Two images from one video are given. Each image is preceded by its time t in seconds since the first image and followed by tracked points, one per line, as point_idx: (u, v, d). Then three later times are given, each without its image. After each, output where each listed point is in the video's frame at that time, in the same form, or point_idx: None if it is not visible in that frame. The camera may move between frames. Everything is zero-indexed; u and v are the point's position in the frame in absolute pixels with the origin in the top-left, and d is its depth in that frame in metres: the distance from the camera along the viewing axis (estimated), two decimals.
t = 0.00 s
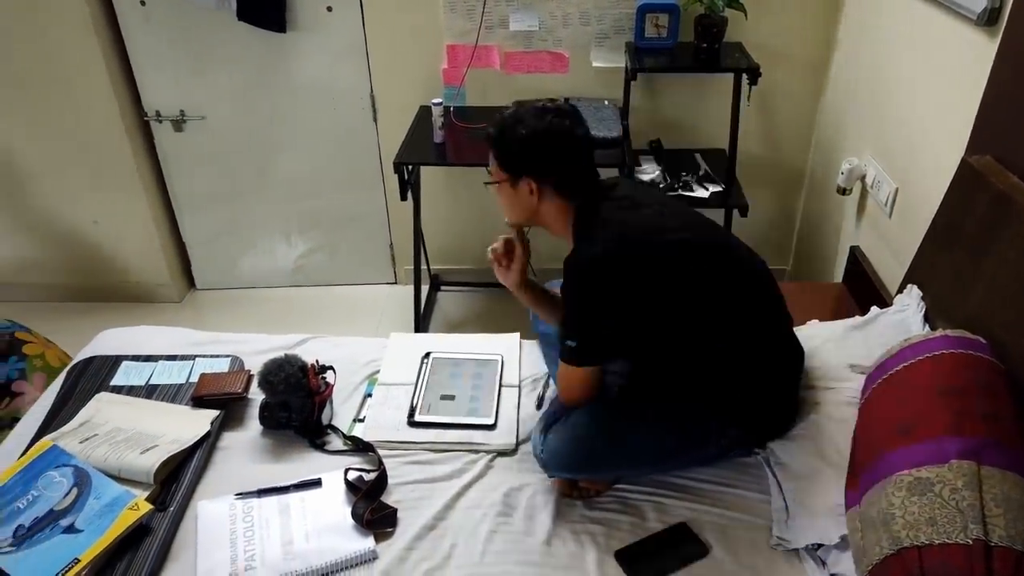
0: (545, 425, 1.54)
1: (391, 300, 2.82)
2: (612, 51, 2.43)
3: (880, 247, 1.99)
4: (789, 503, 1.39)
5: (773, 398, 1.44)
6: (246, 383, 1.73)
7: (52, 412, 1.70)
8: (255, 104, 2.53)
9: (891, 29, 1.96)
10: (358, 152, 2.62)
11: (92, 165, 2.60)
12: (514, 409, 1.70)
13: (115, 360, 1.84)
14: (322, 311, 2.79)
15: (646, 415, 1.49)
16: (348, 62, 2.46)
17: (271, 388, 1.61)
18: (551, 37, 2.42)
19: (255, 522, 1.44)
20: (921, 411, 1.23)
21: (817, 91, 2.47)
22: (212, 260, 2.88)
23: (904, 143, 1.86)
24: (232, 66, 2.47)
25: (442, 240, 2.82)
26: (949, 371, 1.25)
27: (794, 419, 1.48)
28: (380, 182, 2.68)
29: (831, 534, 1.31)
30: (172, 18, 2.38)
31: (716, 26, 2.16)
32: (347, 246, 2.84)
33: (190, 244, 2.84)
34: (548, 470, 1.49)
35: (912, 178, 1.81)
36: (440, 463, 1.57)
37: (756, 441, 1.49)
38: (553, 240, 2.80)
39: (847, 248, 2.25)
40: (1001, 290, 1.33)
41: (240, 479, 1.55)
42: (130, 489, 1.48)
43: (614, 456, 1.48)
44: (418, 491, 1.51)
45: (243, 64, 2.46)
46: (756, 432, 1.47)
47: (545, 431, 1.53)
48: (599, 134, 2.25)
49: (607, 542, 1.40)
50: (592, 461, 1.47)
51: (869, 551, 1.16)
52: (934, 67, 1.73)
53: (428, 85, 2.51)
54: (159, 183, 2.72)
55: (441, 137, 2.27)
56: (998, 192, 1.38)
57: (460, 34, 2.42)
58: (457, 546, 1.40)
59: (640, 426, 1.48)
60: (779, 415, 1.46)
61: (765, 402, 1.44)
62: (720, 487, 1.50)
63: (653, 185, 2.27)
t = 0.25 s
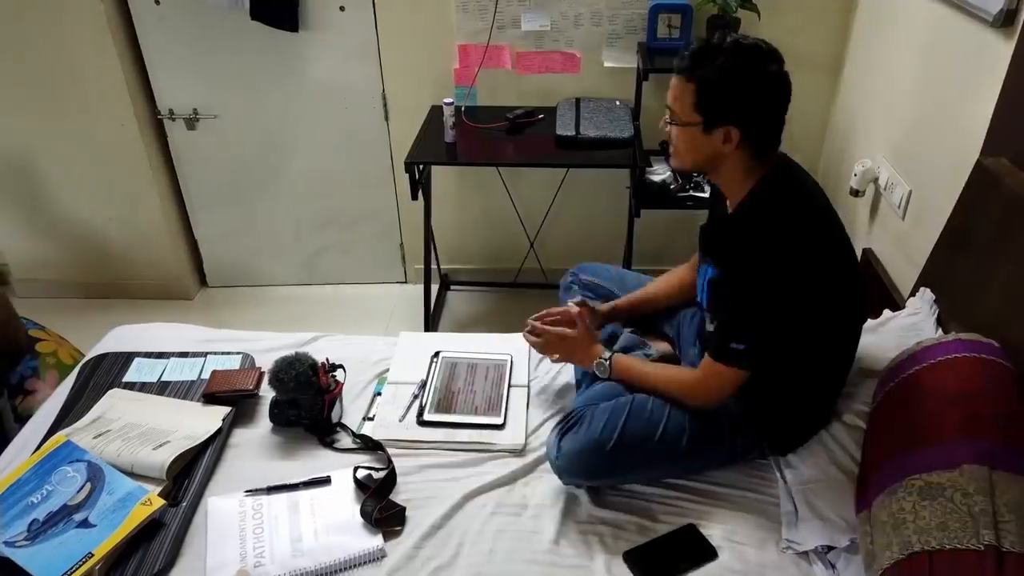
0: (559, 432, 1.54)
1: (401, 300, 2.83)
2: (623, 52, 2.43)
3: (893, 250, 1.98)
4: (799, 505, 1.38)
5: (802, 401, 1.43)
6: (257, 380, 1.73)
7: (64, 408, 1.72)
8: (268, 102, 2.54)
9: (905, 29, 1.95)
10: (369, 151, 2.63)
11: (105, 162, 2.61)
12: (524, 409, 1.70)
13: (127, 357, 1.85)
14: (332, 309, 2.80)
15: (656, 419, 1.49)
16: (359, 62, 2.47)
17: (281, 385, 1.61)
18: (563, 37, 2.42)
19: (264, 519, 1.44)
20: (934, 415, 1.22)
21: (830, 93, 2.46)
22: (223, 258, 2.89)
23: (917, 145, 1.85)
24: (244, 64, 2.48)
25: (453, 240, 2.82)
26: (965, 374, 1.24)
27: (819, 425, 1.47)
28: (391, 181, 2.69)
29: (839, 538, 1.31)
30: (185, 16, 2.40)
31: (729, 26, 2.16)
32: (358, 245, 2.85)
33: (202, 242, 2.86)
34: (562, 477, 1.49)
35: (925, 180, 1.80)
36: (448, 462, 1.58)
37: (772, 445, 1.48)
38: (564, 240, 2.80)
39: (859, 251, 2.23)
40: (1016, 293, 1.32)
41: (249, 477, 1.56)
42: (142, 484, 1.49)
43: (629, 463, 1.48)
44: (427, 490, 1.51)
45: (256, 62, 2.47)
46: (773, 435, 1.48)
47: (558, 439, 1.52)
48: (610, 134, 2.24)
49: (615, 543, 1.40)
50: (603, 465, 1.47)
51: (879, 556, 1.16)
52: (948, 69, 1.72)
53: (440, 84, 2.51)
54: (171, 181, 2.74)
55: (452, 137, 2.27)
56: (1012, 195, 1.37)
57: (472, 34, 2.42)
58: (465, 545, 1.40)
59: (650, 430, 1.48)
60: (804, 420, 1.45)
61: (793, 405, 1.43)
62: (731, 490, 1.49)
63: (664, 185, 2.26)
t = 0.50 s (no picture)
0: (568, 431, 1.54)
1: (411, 299, 2.84)
2: (635, 52, 2.43)
3: (906, 253, 1.97)
4: (809, 509, 1.37)
5: (824, 404, 1.41)
6: (267, 378, 1.74)
7: (76, 404, 1.73)
8: (280, 101, 2.55)
9: (919, 30, 1.94)
10: (380, 151, 2.63)
11: (118, 160, 2.63)
12: (532, 408, 1.70)
13: (138, 354, 1.87)
14: (342, 308, 2.81)
15: (670, 414, 1.49)
16: (371, 61, 2.47)
17: (290, 383, 1.61)
18: (575, 37, 2.42)
19: (274, 516, 1.45)
20: (947, 418, 1.21)
21: (843, 94, 2.45)
22: (235, 256, 2.91)
23: (931, 148, 1.84)
24: (257, 63, 2.49)
25: (463, 240, 2.82)
26: (981, 377, 1.22)
27: (832, 428, 1.45)
28: (402, 181, 2.69)
29: (849, 541, 1.30)
30: (198, 16, 2.41)
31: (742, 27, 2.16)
32: (368, 244, 2.85)
33: (213, 240, 2.87)
34: (571, 478, 1.49)
35: (939, 182, 1.79)
36: (456, 461, 1.58)
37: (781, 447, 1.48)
38: (574, 241, 2.80)
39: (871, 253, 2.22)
40: None
41: (259, 473, 1.57)
42: (153, 480, 1.50)
43: (638, 462, 1.47)
44: (435, 489, 1.51)
45: (268, 61, 2.48)
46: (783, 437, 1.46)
47: (567, 438, 1.52)
48: (621, 135, 2.24)
49: (623, 543, 1.40)
50: (615, 462, 1.46)
51: (887, 559, 1.16)
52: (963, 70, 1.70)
53: (451, 83, 2.52)
54: (183, 179, 2.75)
55: (463, 137, 2.28)
56: None
57: (483, 33, 2.42)
58: (473, 544, 1.40)
59: (663, 427, 1.48)
60: (821, 423, 1.43)
61: (815, 409, 1.41)
62: (740, 492, 1.49)
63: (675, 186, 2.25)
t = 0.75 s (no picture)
0: (567, 443, 1.54)
1: (421, 298, 2.84)
2: (647, 52, 2.42)
3: (919, 255, 1.95)
4: (821, 515, 1.34)
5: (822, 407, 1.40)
6: (277, 376, 1.75)
7: (89, 400, 1.74)
8: (292, 100, 2.56)
9: (934, 32, 1.92)
10: (391, 150, 2.64)
11: (132, 158, 2.65)
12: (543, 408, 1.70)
13: (151, 351, 1.88)
14: (352, 307, 2.82)
15: (664, 420, 1.51)
16: (383, 61, 2.48)
17: (300, 381, 1.62)
18: (587, 37, 2.41)
19: (283, 514, 1.46)
20: (957, 423, 1.20)
21: (856, 95, 2.43)
22: (246, 254, 2.92)
23: (945, 150, 1.82)
24: (270, 62, 2.50)
25: (473, 240, 2.83)
26: (990, 383, 1.22)
27: (834, 430, 1.43)
28: (412, 180, 2.70)
29: (859, 546, 1.30)
30: (212, 15, 2.42)
31: (755, 28, 2.17)
32: (379, 243, 2.86)
33: (225, 238, 2.89)
34: (575, 487, 1.49)
35: (953, 184, 1.77)
36: (464, 460, 1.58)
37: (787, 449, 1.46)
38: (584, 241, 2.80)
39: (884, 256, 2.21)
40: None
41: (269, 471, 1.57)
42: (164, 477, 1.51)
43: (641, 471, 1.48)
44: (444, 488, 1.52)
45: (281, 61, 2.49)
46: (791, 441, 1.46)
47: (568, 450, 1.52)
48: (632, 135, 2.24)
49: (634, 544, 1.40)
50: (617, 469, 1.46)
51: (900, 564, 1.16)
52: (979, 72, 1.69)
53: (463, 83, 2.52)
54: (196, 177, 2.77)
55: (474, 137, 2.28)
56: None
57: (495, 33, 2.43)
58: (482, 543, 1.40)
59: (660, 433, 1.49)
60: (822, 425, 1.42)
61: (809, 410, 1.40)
62: (749, 496, 1.48)
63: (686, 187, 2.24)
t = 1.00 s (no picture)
0: (582, 439, 1.53)
1: (431, 297, 2.84)
2: (659, 52, 2.41)
3: (932, 258, 1.94)
4: (831, 517, 1.35)
5: (827, 408, 1.40)
6: (288, 373, 1.76)
7: (102, 396, 1.76)
8: (305, 99, 2.57)
9: (949, 32, 1.91)
10: (403, 149, 2.65)
11: (145, 156, 2.67)
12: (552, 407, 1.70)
13: (163, 347, 1.89)
14: (362, 305, 2.82)
15: (682, 420, 1.48)
16: (395, 60, 2.49)
17: (311, 379, 1.63)
18: (599, 37, 2.41)
19: (293, 511, 1.46)
20: (970, 428, 1.19)
21: (870, 96, 2.42)
22: (258, 252, 2.94)
23: (960, 152, 1.81)
24: (282, 61, 2.51)
25: (484, 239, 2.83)
26: (1003, 387, 1.21)
27: (848, 434, 1.45)
28: (424, 179, 2.70)
29: (869, 550, 1.29)
30: (226, 14, 2.43)
31: (768, 28, 2.16)
32: (389, 242, 2.87)
33: (237, 236, 2.90)
34: (586, 487, 1.49)
35: (968, 186, 1.76)
36: (473, 458, 1.58)
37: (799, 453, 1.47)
38: (595, 241, 2.79)
39: (897, 258, 2.19)
40: None
41: (279, 467, 1.58)
42: (175, 472, 1.52)
43: (654, 471, 1.47)
44: (453, 487, 1.52)
45: (293, 60, 2.51)
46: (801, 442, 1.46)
47: (581, 448, 1.51)
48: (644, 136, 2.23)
49: (641, 545, 1.40)
50: (629, 471, 1.46)
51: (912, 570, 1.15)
52: (994, 73, 1.67)
53: (475, 83, 2.52)
54: (209, 175, 2.78)
55: (485, 136, 2.28)
56: None
57: (507, 33, 2.43)
58: (489, 543, 1.40)
59: (676, 434, 1.47)
60: (827, 425, 1.42)
61: (812, 409, 1.41)
62: (759, 498, 1.47)
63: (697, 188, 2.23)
